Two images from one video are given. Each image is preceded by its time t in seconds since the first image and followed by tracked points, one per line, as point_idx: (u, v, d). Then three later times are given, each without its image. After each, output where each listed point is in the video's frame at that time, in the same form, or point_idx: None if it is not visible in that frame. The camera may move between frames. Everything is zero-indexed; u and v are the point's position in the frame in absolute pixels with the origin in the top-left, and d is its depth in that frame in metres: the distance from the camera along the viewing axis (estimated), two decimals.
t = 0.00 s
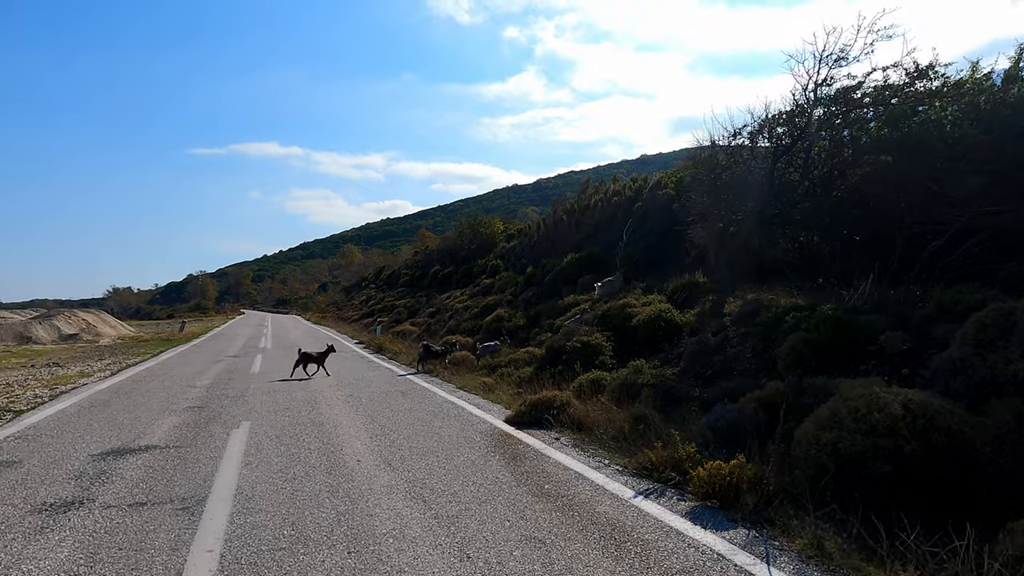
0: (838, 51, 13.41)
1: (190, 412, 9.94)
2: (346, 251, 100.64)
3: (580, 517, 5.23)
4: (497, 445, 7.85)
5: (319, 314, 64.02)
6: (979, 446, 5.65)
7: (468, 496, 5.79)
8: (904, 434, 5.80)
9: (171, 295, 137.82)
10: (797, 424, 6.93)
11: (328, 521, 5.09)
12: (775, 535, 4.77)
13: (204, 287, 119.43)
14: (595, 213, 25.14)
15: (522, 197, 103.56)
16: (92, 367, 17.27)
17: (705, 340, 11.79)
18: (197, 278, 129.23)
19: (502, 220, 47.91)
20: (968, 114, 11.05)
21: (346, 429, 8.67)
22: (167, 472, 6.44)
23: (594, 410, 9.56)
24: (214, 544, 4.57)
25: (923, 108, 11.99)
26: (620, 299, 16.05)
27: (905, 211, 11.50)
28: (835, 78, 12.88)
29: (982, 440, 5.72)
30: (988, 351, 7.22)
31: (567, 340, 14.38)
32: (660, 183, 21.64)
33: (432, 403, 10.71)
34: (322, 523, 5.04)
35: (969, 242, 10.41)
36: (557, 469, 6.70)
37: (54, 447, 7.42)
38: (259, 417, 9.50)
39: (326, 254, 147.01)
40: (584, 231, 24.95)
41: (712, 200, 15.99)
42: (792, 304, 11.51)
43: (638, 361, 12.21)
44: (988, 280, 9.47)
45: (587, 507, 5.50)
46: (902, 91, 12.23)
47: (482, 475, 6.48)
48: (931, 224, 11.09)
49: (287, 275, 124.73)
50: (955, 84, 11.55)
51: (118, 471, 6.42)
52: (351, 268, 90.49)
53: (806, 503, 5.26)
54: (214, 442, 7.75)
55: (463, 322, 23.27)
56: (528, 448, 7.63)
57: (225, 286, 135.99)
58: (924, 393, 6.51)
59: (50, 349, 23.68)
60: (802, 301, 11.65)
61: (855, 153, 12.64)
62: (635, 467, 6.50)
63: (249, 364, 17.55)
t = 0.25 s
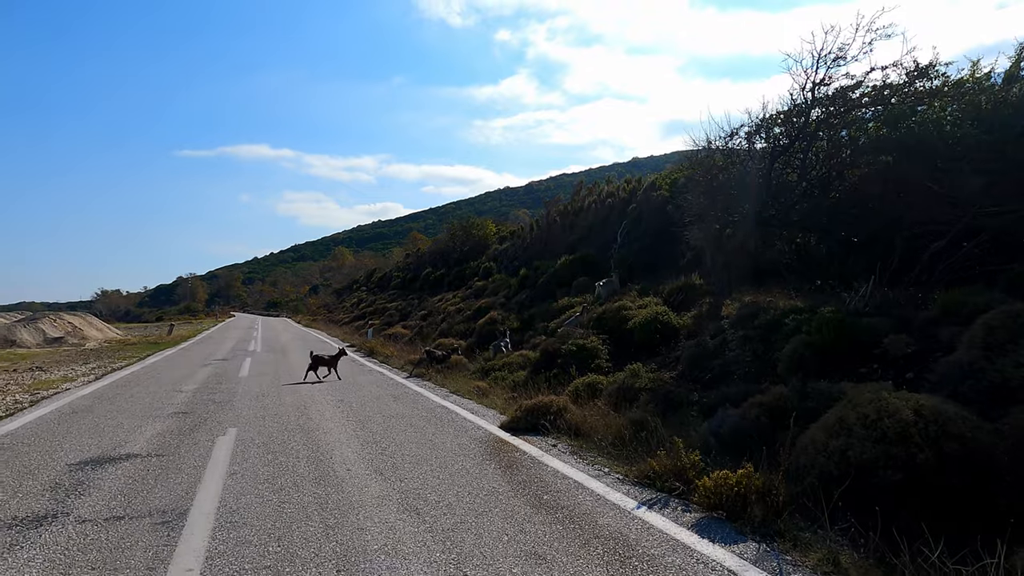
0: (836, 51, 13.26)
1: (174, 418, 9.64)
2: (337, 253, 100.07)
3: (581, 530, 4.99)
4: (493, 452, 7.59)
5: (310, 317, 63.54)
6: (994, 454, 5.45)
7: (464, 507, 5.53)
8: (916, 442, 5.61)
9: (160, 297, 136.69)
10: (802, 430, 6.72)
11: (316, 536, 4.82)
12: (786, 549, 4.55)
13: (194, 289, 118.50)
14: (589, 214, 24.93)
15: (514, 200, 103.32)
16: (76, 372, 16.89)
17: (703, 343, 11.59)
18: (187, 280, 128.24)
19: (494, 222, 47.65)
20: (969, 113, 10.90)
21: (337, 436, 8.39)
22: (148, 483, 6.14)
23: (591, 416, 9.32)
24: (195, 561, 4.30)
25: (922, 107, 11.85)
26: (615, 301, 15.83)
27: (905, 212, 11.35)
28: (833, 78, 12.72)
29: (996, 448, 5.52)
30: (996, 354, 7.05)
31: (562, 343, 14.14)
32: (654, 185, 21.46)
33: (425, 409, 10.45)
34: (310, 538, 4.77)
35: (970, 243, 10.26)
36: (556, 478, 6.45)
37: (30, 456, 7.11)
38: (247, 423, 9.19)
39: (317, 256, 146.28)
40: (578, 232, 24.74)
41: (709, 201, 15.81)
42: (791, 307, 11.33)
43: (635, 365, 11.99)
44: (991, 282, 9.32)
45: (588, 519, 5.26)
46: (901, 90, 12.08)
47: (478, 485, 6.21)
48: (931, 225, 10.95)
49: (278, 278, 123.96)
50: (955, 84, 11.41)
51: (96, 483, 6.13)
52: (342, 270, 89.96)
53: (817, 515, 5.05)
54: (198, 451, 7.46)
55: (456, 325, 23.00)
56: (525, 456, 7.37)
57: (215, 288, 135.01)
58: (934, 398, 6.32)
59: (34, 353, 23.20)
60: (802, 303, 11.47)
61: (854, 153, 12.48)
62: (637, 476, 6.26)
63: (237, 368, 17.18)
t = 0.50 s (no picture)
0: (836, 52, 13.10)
1: (160, 426, 9.33)
2: (330, 256, 99.54)
3: (585, 549, 4.73)
4: (490, 463, 7.32)
5: (301, 320, 63.06)
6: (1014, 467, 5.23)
7: (461, 524, 5.27)
8: (933, 454, 5.37)
9: (150, 300, 135.63)
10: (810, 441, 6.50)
11: (305, 556, 4.55)
12: (803, 570, 4.30)
13: (185, 292, 117.63)
14: (584, 217, 24.72)
15: (507, 203, 103.10)
16: (61, 377, 16.50)
17: (703, 349, 11.36)
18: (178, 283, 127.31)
19: (488, 225, 47.40)
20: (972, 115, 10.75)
21: (328, 446, 8.10)
22: (128, 499, 5.83)
23: (591, 425, 9.06)
24: None
25: (925, 109, 11.69)
26: (612, 305, 15.60)
27: (908, 215, 11.18)
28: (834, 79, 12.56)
29: (1016, 460, 5.30)
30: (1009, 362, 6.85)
31: (559, 348, 13.89)
32: (650, 188, 21.28)
33: (419, 416, 10.18)
34: (299, 559, 4.49)
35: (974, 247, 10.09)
36: (556, 492, 6.19)
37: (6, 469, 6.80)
38: (234, 433, 8.89)
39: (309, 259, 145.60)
40: (573, 236, 24.53)
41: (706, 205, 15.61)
42: (793, 312, 11.12)
43: (633, 371, 11.74)
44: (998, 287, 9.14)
45: (592, 537, 5.00)
46: (903, 92, 11.92)
47: (476, 500, 5.94)
48: (934, 228, 10.78)
49: (270, 281, 123.24)
50: (958, 85, 11.24)
51: (74, 498, 5.83)
52: (334, 273, 89.47)
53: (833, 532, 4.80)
54: (183, 462, 7.16)
55: (449, 329, 22.72)
56: (524, 467, 7.11)
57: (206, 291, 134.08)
58: (947, 408, 6.10)
59: (19, 358, 22.75)
60: (803, 308, 11.26)
61: (856, 156, 12.32)
62: (642, 489, 6.01)
63: (226, 373, 16.84)
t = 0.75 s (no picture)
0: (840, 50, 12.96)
1: (150, 429, 9.09)
2: (326, 257, 99.17)
3: (592, 559, 4.52)
4: (490, 468, 7.10)
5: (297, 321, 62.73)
6: None
7: (462, 533, 5.05)
8: (951, 460, 5.16)
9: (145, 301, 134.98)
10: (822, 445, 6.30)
11: (299, 567, 4.33)
12: None
13: (180, 293, 117.10)
14: (583, 218, 24.54)
15: (504, 204, 102.90)
16: (52, 379, 16.21)
17: (706, 350, 11.17)
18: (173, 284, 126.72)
19: (485, 226, 47.21)
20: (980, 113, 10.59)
21: (323, 450, 7.87)
22: (114, 506, 5.58)
23: (593, 428, 8.86)
24: None
25: (930, 107, 11.54)
26: (612, 306, 15.40)
27: (914, 214, 11.01)
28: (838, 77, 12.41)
29: None
30: None
31: (558, 350, 13.68)
32: (650, 188, 21.11)
33: (417, 419, 9.96)
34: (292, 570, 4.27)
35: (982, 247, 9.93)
36: (560, 498, 5.98)
37: None
38: (227, 436, 8.65)
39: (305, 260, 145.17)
40: (572, 236, 24.34)
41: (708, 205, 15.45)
42: (797, 313, 10.94)
43: (635, 372, 11.54)
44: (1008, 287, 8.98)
45: (599, 546, 4.79)
46: (908, 90, 11.77)
47: (477, 507, 5.72)
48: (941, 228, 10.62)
49: (265, 282, 122.78)
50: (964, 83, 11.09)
51: (58, 505, 5.59)
52: (330, 274, 89.13)
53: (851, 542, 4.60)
54: (173, 466, 6.92)
55: (447, 330, 22.50)
56: (525, 471, 6.90)
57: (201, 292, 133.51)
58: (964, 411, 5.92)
59: (10, 359, 22.42)
60: (808, 309, 11.08)
61: (860, 154, 12.16)
62: (648, 496, 5.80)
63: (220, 375, 16.59)
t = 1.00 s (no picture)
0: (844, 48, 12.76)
1: (138, 436, 8.79)
2: (321, 259, 98.73)
3: None
4: (489, 477, 6.83)
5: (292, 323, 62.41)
6: None
7: (461, 548, 4.78)
8: (975, 470, 4.92)
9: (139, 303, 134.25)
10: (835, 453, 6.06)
11: None
12: None
13: (174, 295, 116.48)
14: (580, 219, 24.30)
15: (500, 206, 102.68)
16: (39, 383, 15.85)
17: (708, 353, 10.94)
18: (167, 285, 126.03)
19: (481, 228, 46.95)
20: (988, 111, 10.39)
21: (316, 457, 7.59)
22: (93, 520, 5.30)
23: (594, 434, 8.59)
24: None
25: (937, 105, 11.33)
26: (611, 308, 15.15)
27: (920, 215, 10.80)
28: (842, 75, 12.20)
29: None
30: None
31: (557, 353, 13.42)
32: (648, 189, 20.89)
33: (413, 424, 9.69)
34: None
35: (991, 249, 9.73)
36: (563, 509, 5.71)
37: None
38: (216, 442, 8.36)
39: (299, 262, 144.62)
40: (569, 237, 24.11)
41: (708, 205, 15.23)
42: (802, 315, 10.72)
43: (636, 376, 11.30)
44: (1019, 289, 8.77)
45: (607, 562, 4.53)
46: (914, 88, 11.55)
47: (476, 520, 5.45)
48: (948, 229, 10.42)
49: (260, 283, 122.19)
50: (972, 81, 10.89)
51: (33, 519, 5.30)
52: (325, 276, 88.71)
53: (873, 558, 4.34)
54: (158, 476, 6.63)
55: (443, 332, 22.22)
56: (525, 480, 6.63)
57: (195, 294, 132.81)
58: (984, 418, 5.68)
59: None
60: (813, 312, 10.87)
61: (865, 154, 11.94)
62: (655, 507, 5.54)
63: (212, 378, 16.25)
